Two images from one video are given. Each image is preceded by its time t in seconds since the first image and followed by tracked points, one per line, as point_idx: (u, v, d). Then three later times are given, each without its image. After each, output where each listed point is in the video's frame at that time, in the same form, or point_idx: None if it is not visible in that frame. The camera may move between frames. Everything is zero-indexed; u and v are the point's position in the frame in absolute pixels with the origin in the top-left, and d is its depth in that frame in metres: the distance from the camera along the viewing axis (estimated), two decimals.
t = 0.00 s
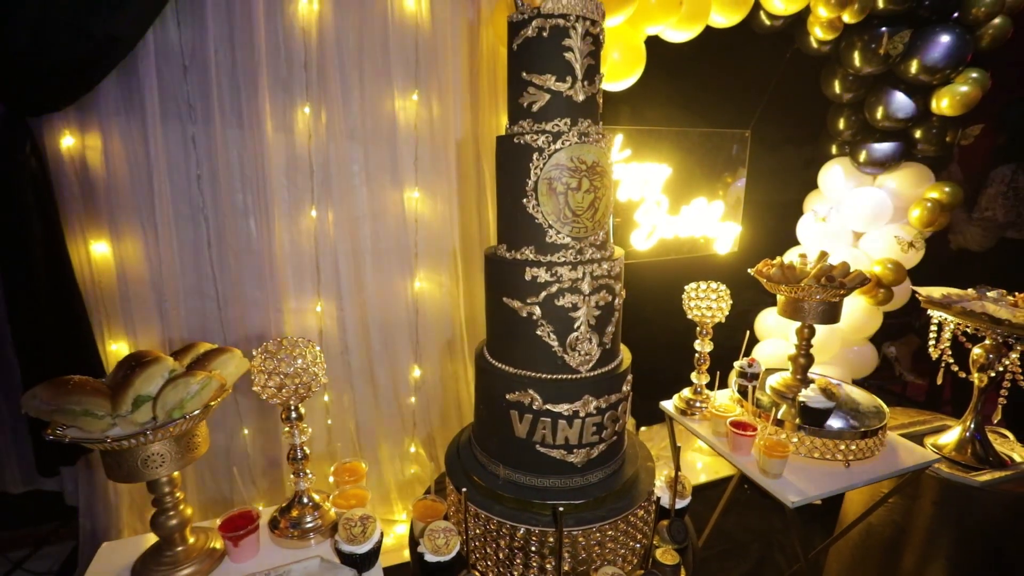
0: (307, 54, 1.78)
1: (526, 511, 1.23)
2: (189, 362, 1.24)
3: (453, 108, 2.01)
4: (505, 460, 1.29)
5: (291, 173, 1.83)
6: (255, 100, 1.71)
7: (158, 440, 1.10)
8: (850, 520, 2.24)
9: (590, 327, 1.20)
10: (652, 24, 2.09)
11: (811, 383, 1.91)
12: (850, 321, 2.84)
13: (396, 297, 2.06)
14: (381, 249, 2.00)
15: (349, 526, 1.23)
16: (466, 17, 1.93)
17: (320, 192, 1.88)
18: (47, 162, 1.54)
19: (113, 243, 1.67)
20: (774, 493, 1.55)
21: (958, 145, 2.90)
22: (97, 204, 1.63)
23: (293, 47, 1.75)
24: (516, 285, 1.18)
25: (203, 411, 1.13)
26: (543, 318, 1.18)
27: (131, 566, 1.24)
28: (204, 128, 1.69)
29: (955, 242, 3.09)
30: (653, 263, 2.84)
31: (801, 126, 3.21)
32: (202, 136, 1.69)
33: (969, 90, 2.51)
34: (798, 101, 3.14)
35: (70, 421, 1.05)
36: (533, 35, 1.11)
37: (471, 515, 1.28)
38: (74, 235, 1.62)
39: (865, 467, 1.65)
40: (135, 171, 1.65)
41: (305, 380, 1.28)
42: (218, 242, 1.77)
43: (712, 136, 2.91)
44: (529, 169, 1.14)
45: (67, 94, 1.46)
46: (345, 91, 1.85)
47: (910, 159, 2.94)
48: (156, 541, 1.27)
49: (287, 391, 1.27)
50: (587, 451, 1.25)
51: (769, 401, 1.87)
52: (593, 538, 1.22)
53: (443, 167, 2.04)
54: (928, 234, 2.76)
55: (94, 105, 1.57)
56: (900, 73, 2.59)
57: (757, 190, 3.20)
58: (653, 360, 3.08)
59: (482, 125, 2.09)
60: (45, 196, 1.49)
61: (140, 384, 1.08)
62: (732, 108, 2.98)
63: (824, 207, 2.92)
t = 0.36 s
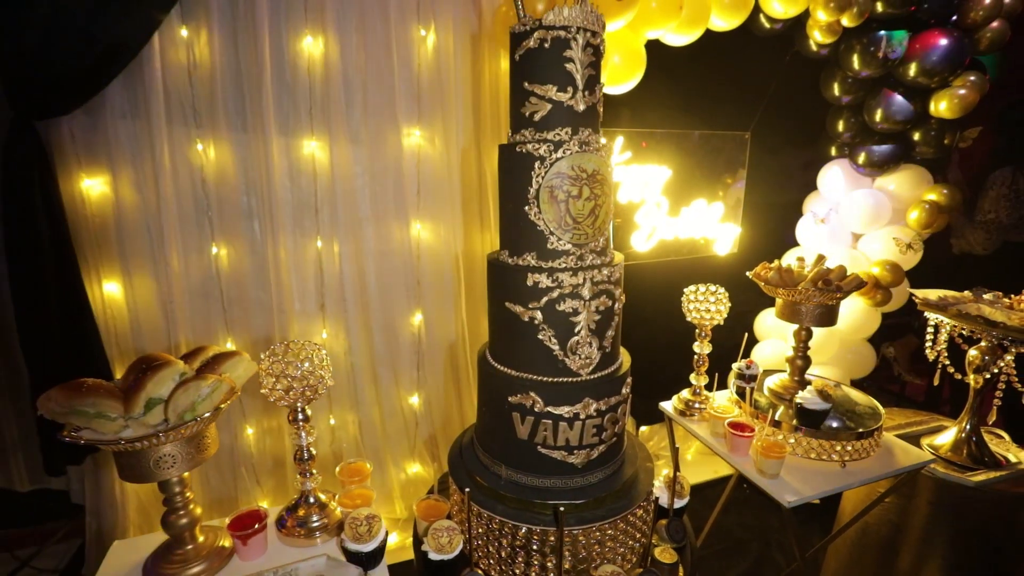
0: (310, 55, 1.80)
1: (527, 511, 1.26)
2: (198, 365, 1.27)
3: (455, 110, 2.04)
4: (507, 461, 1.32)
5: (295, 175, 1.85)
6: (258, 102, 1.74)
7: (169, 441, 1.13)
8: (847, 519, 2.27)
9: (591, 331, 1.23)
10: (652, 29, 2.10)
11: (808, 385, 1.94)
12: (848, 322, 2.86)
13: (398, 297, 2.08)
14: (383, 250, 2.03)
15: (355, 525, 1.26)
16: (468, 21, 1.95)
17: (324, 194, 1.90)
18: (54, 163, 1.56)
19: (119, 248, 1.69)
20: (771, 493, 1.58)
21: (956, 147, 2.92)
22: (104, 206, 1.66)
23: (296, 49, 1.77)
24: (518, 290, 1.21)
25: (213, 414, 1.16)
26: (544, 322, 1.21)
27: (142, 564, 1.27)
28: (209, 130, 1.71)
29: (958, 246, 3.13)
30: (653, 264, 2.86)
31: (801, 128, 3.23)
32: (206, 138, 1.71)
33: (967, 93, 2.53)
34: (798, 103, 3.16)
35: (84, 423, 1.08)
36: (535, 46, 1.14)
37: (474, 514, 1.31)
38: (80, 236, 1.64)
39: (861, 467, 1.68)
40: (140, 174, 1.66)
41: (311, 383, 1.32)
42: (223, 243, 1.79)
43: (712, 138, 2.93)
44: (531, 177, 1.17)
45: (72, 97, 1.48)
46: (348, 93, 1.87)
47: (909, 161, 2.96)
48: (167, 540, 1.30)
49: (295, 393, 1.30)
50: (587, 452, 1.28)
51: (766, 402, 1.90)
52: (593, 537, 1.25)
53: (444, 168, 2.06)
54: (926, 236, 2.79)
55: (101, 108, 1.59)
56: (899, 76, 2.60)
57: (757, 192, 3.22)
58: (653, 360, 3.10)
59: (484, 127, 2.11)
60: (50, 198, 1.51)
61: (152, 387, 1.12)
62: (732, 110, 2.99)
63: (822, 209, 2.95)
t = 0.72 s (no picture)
0: (313, 60, 1.83)
1: (528, 509, 1.29)
2: (207, 367, 1.31)
3: (456, 115, 2.07)
4: (508, 461, 1.36)
5: (298, 178, 1.88)
6: (262, 106, 1.77)
7: (180, 442, 1.16)
8: (844, 517, 2.30)
9: (590, 335, 1.26)
10: (652, 34, 2.11)
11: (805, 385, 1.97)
12: (847, 322, 2.88)
13: (399, 298, 2.11)
14: (385, 252, 2.06)
15: (361, 522, 1.29)
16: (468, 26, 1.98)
17: (327, 196, 1.94)
18: (61, 165, 1.59)
19: (125, 250, 1.72)
20: (767, 493, 1.60)
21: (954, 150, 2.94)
22: (110, 208, 1.69)
23: (299, 54, 1.80)
24: (519, 294, 1.24)
25: (223, 415, 1.19)
26: (545, 325, 1.24)
27: (153, 561, 1.31)
28: (213, 134, 1.74)
29: (955, 247, 3.15)
30: (653, 265, 2.89)
31: (799, 130, 3.26)
32: (211, 142, 1.75)
33: (964, 97, 2.55)
34: (797, 105, 3.19)
35: (97, 424, 1.11)
36: (536, 56, 1.16)
37: (476, 512, 1.34)
38: (87, 237, 1.67)
39: (856, 467, 1.71)
40: (146, 177, 1.70)
41: (318, 384, 1.35)
42: (227, 245, 1.82)
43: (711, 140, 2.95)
44: (533, 185, 1.20)
45: (77, 101, 1.51)
46: (351, 98, 1.90)
47: (907, 163, 2.98)
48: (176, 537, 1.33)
49: (302, 394, 1.34)
50: (586, 452, 1.31)
51: (763, 403, 1.94)
52: (592, 535, 1.28)
53: (445, 171, 2.09)
54: (923, 238, 2.81)
55: (107, 113, 1.63)
56: (897, 79, 2.62)
57: (756, 193, 3.25)
58: (652, 360, 3.13)
59: (484, 131, 2.15)
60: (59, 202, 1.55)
61: (163, 389, 1.15)
62: (731, 112, 3.02)
63: (821, 211, 2.97)
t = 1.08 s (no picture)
0: (317, 65, 1.86)
1: (528, 506, 1.32)
2: (216, 368, 1.35)
3: (457, 119, 2.10)
4: (509, 460, 1.39)
5: (302, 181, 1.92)
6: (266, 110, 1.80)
7: (191, 441, 1.20)
8: (841, 516, 2.33)
9: (589, 337, 1.30)
10: (651, 38, 2.14)
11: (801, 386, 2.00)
12: (844, 323, 2.91)
13: (401, 299, 2.15)
14: (387, 253, 2.09)
15: (366, 519, 1.34)
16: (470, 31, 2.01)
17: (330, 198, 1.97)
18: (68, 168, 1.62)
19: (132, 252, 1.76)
20: (763, 492, 1.64)
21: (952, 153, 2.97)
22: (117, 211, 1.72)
23: (303, 59, 1.83)
24: (520, 297, 1.28)
25: (233, 415, 1.23)
26: (544, 328, 1.28)
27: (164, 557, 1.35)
28: (218, 138, 1.78)
29: (952, 249, 3.18)
30: (653, 267, 2.92)
31: (798, 133, 3.29)
32: (216, 146, 1.78)
33: (960, 101, 2.58)
34: (795, 109, 3.22)
35: (110, 423, 1.14)
36: (537, 67, 1.20)
37: (478, 510, 1.38)
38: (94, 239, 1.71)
39: (850, 467, 1.74)
40: (153, 180, 1.73)
41: (324, 386, 1.39)
42: (232, 247, 1.86)
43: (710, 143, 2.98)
44: (533, 192, 1.24)
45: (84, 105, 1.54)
46: (354, 102, 1.94)
47: (904, 166, 3.01)
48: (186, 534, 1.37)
49: (308, 395, 1.38)
50: (585, 451, 1.35)
51: (760, 403, 1.97)
52: (591, 532, 1.32)
53: (446, 174, 2.13)
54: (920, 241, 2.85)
55: (115, 118, 1.66)
56: (894, 83, 2.65)
57: (755, 196, 3.28)
58: (652, 361, 3.16)
59: (485, 135, 2.18)
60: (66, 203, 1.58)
61: (175, 389, 1.20)
62: (730, 115, 3.05)
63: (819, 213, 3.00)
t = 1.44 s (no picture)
0: (322, 69, 1.88)
1: (531, 503, 1.36)
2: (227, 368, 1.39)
3: (461, 122, 2.13)
4: (512, 458, 1.43)
5: (307, 184, 1.94)
6: (272, 115, 1.83)
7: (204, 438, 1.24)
8: (839, 515, 2.36)
9: (590, 338, 1.34)
10: (651, 43, 2.17)
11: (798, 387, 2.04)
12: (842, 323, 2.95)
13: (404, 301, 2.18)
14: (391, 255, 2.12)
15: (374, 515, 1.39)
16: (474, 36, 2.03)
17: (335, 202, 2.00)
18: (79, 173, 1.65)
19: (140, 253, 1.79)
20: (761, 490, 1.67)
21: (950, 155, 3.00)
22: (126, 214, 1.75)
23: (309, 63, 1.86)
24: (523, 300, 1.31)
25: (244, 414, 1.27)
26: (547, 330, 1.31)
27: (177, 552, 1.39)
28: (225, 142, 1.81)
29: (950, 251, 3.21)
30: (653, 268, 2.95)
31: (797, 136, 3.32)
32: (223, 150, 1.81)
33: (958, 104, 2.60)
34: (795, 111, 3.25)
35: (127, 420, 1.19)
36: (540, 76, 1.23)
37: (482, 506, 1.41)
38: (104, 242, 1.74)
39: (846, 466, 1.77)
40: (161, 183, 1.76)
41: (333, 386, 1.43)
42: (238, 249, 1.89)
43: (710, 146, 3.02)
44: (536, 197, 1.27)
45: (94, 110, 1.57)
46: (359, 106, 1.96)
47: (902, 168, 3.04)
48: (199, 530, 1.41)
49: (318, 394, 1.42)
50: (586, 449, 1.38)
51: (758, 403, 2.01)
52: (591, 528, 1.35)
53: (449, 177, 2.16)
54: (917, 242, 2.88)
55: (124, 122, 1.69)
56: (893, 86, 2.67)
57: (754, 198, 3.31)
58: (653, 361, 3.19)
59: (488, 138, 2.20)
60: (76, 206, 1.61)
61: (188, 388, 1.23)
62: (730, 118, 3.08)
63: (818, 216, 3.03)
